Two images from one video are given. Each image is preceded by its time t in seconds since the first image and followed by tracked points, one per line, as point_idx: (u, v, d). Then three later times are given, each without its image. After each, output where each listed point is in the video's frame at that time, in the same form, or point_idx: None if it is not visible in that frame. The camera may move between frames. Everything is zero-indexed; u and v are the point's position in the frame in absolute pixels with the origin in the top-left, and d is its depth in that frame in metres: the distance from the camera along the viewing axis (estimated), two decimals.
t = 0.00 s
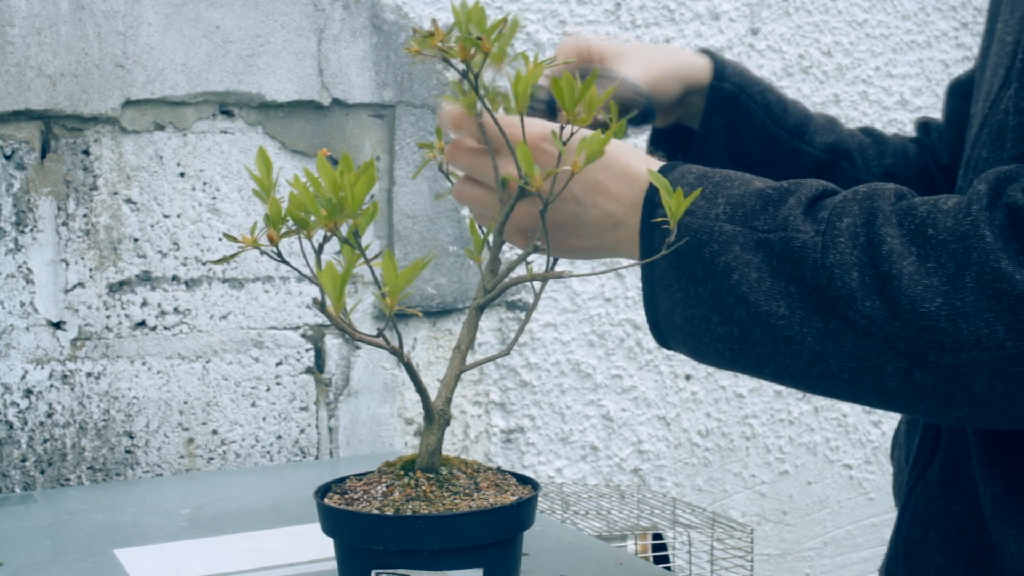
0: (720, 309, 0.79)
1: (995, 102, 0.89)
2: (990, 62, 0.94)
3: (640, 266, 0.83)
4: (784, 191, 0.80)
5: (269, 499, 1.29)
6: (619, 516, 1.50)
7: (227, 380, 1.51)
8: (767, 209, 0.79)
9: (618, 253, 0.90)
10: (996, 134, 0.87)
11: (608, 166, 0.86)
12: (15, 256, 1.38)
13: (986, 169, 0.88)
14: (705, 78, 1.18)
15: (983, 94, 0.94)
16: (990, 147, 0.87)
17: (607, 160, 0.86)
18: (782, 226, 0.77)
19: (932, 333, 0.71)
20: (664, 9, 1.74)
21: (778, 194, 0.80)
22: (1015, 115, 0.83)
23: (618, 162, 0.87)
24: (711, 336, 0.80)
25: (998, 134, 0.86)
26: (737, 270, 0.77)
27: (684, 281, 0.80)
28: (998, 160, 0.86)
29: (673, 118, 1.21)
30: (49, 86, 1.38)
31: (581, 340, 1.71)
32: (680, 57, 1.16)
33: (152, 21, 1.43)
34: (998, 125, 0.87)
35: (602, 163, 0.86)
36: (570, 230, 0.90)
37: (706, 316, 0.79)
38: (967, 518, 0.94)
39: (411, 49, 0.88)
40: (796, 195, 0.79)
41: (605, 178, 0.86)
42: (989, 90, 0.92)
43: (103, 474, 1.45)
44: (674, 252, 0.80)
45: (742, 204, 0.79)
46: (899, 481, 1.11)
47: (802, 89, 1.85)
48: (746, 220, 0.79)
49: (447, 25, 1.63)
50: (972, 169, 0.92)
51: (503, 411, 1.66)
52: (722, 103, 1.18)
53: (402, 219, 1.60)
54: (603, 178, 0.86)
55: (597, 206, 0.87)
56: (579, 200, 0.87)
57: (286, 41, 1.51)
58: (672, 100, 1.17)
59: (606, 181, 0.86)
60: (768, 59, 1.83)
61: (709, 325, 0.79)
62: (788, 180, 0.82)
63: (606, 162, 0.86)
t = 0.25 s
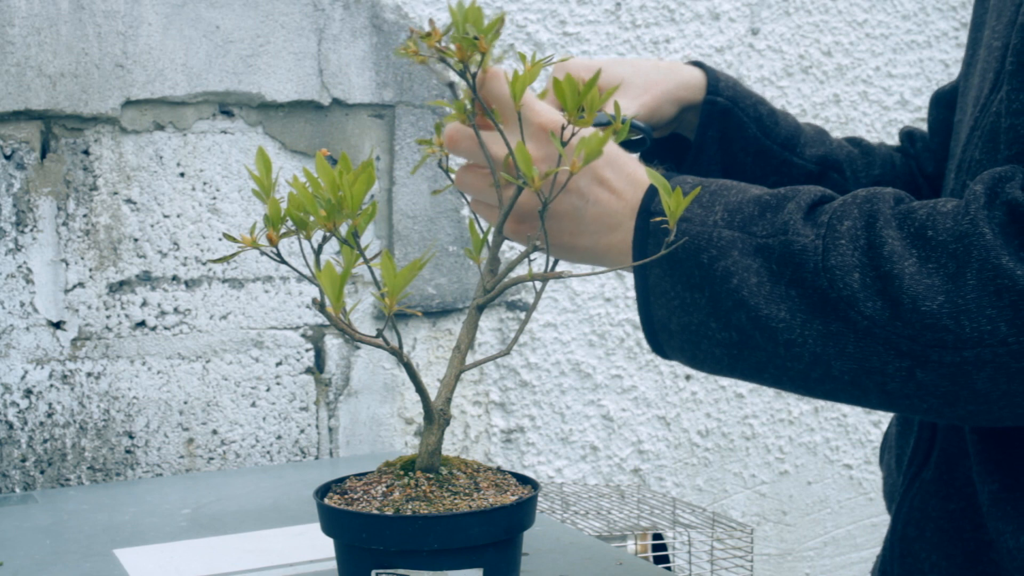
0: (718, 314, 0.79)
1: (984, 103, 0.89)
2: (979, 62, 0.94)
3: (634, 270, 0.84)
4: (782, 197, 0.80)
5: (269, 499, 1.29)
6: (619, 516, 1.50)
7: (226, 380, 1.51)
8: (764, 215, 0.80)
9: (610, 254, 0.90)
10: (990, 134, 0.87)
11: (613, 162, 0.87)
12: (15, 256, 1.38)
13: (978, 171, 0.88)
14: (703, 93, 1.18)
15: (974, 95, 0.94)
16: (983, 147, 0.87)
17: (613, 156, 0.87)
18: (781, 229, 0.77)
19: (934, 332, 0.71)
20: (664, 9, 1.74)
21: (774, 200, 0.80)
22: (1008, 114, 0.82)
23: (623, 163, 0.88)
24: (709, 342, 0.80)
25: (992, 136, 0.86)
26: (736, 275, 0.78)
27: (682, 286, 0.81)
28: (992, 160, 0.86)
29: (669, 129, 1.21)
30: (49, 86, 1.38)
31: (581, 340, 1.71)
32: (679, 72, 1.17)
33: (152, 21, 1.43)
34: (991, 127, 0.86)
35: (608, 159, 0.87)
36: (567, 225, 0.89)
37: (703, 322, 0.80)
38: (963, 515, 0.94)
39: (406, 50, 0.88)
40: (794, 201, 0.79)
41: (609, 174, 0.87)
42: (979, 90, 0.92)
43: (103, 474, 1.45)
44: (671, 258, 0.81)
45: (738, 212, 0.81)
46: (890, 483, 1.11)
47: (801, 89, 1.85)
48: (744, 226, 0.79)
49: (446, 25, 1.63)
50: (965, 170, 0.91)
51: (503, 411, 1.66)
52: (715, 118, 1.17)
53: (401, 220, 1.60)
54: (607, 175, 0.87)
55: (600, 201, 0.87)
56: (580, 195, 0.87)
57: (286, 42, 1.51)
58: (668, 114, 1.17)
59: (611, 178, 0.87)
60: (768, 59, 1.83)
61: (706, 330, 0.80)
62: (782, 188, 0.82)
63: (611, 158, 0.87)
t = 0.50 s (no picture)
0: (717, 314, 0.79)
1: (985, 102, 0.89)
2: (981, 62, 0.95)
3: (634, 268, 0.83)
4: (780, 197, 0.81)
5: (269, 499, 1.29)
6: (619, 516, 1.50)
7: (226, 380, 1.51)
8: (764, 215, 0.80)
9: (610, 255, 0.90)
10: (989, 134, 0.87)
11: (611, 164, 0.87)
12: (15, 256, 1.38)
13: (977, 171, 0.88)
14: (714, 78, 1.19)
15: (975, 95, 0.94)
16: (983, 146, 0.87)
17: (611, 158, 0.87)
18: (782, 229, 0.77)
19: (932, 331, 0.71)
20: (664, 9, 1.74)
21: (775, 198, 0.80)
22: (1008, 113, 0.82)
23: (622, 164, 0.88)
24: (709, 342, 0.80)
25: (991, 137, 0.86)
26: (734, 275, 0.78)
27: (681, 287, 0.81)
28: (991, 160, 0.86)
29: (674, 113, 1.19)
30: (49, 86, 1.38)
31: (581, 340, 1.71)
32: (685, 59, 1.16)
33: (152, 21, 1.43)
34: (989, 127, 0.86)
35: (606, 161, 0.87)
36: (566, 226, 0.90)
37: (702, 322, 0.80)
38: (961, 514, 0.94)
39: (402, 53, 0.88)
40: (792, 201, 0.80)
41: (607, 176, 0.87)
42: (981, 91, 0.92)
43: (103, 474, 1.45)
44: (669, 258, 0.81)
45: (739, 212, 0.80)
46: (889, 482, 1.11)
47: (801, 89, 1.85)
48: (742, 226, 0.79)
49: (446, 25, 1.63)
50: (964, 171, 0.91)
51: (503, 411, 1.66)
52: (721, 103, 1.17)
53: (401, 220, 1.60)
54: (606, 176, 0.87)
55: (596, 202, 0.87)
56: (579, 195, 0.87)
57: (286, 42, 1.51)
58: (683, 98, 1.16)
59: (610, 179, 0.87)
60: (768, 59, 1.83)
61: (705, 330, 0.80)
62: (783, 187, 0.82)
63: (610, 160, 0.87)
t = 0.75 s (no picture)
0: (718, 314, 0.79)
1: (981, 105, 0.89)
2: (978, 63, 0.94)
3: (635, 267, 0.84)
4: (782, 197, 0.80)
5: (269, 499, 1.29)
6: (619, 516, 1.50)
7: (226, 380, 1.51)
8: (767, 215, 0.79)
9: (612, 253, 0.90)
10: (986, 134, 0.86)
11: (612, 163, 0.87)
12: (15, 256, 1.38)
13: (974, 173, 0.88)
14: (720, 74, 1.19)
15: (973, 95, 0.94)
16: (979, 148, 0.87)
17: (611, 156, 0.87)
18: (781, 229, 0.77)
19: (933, 335, 0.70)
20: (664, 9, 1.74)
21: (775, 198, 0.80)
22: (1004, 115, 0.82)
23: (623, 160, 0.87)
24: (709, 342, 0.81)
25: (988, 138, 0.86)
26: (735, 276, 0.78)
27: (682, 287, 0.81)
28: (988, 162, 0.86)
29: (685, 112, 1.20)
30: (49, 86, 1.38)
31: (581, 341, 1.71)
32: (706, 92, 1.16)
33: (152, 21, 1.43)
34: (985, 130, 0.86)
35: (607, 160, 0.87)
36: (568, 225, 0.90)
37: (703, 322, 0.80)
38: (959, 515, 0.94)
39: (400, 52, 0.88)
40: (796, 201, 0.79)
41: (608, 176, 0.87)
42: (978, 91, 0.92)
43: (103, 474, 1.45)
44: (669, 258, 0.81)
45: (740, 211, 0.80)
46: (887, 482, 1.11)
47: (801, 89, 1.85)
48: (744, 226, 0.79)
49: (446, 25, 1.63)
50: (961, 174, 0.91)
51: (503, 411, 1.66)
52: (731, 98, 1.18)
53: (401, 220, 1.60)
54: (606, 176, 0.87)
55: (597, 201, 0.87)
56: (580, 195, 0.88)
57: (286, 42, 1.51)
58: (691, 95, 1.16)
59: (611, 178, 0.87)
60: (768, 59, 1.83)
61: (707, 330, 0.80)
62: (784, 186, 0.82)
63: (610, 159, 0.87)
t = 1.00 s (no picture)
0: (718, 313, 0.79)
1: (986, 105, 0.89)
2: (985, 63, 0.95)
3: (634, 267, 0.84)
4: (781, 196, 0.81)
5: (269, 499, 1.29)
6: (619, 516, 1.50)
7: (227, 380, 1.51)
8: (766, 213, 0.79)
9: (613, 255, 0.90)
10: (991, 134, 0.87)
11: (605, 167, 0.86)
12: (15, 256, 1.38)
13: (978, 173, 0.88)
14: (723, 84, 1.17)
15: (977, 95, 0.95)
16: (985, 147, 0.87)
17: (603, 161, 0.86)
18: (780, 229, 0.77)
19: (935, 335, 0.71)
20: (664, 9, 1.74)
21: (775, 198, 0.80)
22: (1010, 115, 0.83)
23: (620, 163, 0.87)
24: (708, 342, 0.80)
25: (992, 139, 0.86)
26: (735, 275, 0.78)
27: (681, 286, 0.81)
28: (993, 162, 0.86)
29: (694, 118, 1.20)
30: (49, 86, 1.38)
31: (581, 340, 1.71)
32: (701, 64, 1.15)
33: (152, 21, 1.43)
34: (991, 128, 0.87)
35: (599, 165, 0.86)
36: (567, 229, 0.90)
37: (702, 321, 0.80)
38: (961, 515, 0.94)
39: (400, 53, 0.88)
40: (795, 199, 0.80)
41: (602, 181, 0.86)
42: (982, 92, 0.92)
43: (103, 474, 1.45)
44: (669, 256, 0.81)
45: (740, 210, 0.80)
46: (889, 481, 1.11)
47: (802, 89, 1.85)
48: (744, 225, 0.79)
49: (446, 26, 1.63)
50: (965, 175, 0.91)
51: (503, 411, 1.66)
52: (738, 106, 1.18)
53: (401, 220, 1.60)
54: (599, 181, 0.86)
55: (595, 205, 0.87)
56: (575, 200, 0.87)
57: (286, 42, 1.51)
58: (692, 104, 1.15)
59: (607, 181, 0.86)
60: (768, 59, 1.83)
61: (706, 330, 0.80)
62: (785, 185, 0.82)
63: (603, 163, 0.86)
